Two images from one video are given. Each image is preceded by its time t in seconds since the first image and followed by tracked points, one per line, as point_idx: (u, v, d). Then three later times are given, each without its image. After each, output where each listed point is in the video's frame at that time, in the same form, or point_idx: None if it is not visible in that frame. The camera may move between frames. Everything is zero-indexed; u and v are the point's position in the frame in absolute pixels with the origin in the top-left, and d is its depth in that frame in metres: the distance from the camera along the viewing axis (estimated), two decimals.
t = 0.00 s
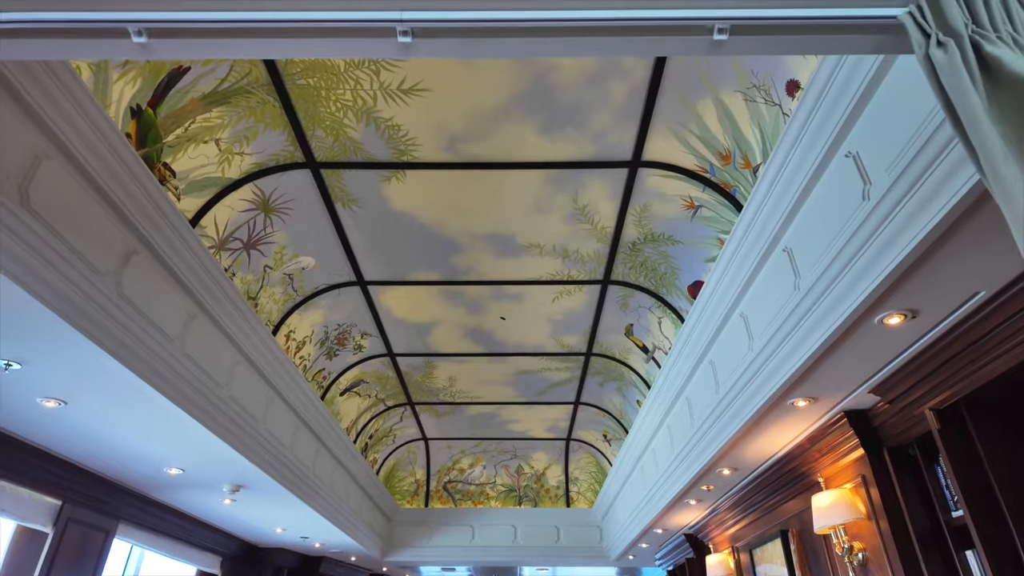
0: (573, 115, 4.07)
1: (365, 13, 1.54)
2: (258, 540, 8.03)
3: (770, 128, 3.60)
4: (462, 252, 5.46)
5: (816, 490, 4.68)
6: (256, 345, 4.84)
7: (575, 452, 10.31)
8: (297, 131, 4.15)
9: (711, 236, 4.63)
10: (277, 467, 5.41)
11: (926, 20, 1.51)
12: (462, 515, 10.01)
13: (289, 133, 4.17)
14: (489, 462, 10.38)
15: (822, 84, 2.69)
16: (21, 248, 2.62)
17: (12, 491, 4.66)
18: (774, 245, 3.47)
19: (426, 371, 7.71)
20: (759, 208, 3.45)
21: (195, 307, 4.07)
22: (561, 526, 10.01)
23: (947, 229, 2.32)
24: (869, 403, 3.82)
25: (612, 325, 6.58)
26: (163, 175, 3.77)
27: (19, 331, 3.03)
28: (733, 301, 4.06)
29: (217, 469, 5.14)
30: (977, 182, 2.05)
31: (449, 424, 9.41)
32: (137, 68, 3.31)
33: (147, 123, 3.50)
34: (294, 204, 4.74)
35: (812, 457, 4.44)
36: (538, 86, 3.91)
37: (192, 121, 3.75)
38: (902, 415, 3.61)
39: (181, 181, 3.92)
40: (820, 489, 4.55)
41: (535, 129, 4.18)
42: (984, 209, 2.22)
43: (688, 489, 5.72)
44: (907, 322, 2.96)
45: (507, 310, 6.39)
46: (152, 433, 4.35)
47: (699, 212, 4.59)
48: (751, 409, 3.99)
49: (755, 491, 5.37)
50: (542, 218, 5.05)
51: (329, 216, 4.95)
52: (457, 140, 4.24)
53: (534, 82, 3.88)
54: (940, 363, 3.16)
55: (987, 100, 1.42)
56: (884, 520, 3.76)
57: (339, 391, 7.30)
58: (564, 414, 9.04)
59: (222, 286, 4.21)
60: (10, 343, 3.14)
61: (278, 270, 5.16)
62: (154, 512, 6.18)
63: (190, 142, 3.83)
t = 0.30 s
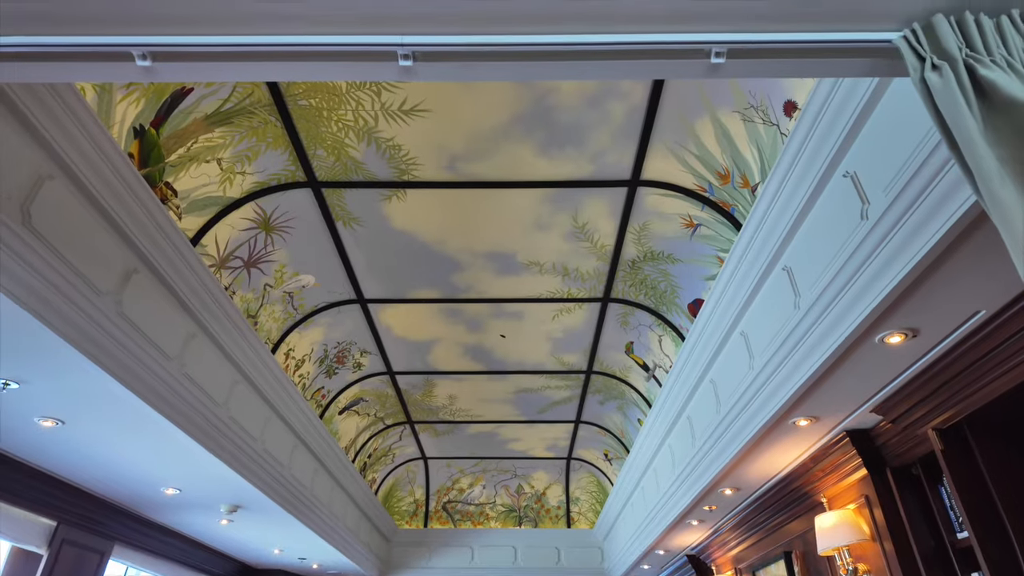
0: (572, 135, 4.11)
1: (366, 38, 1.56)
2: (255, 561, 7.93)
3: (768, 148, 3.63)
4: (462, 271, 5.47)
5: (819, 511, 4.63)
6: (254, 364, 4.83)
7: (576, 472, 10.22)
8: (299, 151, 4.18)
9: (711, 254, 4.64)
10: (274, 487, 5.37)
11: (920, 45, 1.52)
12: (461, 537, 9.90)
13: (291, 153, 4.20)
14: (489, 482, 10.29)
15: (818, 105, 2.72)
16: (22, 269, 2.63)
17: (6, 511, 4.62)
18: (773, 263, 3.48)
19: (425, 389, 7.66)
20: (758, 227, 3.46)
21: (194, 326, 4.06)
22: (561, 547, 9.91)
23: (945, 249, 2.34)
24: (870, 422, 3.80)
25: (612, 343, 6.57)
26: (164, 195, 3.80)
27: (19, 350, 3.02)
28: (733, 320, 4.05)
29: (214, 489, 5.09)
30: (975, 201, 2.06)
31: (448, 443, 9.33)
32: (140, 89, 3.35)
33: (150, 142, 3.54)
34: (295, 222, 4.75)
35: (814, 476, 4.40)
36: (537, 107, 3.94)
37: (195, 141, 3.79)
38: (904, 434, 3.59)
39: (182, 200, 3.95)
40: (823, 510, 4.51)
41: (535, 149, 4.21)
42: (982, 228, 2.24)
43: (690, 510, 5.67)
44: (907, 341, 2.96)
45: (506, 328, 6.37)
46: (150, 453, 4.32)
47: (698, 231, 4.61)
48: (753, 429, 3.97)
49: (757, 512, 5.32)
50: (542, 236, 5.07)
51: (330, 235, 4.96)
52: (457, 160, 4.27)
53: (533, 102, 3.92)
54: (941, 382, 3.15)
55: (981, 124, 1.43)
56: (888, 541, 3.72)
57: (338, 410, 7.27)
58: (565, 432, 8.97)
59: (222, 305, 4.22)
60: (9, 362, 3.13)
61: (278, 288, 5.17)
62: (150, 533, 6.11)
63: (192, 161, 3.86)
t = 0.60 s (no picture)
0: (571, 149, 4.13)
1: (367, 53, 1.57)
2: None
3: (767, 161, 3.65)
4: (463, 284, 5.47)
5: (822, 526, 4.60)
6: (253, 378, 4.82)
7: (577, 486, 10.14)
8: (300, 165, 4.20)
9: (711, 267, 4.65)
10: (273, 502, 5.33)
11: (916, 60, 1.53)
12: (461, 553, 9.89)
13: (292, 166, 4.22)
14: (489, 496, 10.21)
15: (816, 119, 2.74)
16: (23, 282, 2.63)
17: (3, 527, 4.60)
18: (772, 276, 3.49)
19: (425, 403, 7.62)
20: (758, 240, 3.47)
21: (194, 339, 4.06)
22: (561, 562, 9.92)
23: (944, 262, 2.34)
24: (872, 436, 3.78)
25: (612, 356, 6.55)
26: (165, 208, 3.82)
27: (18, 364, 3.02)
28: (734, 333, 4.04)
29: (212, 503, 5.06)
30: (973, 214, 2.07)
31: (448, 457, 9.27)
32: (143, 104, 3.38)
33: (152, 157, 3.57)
34: (295, 236, 4.77)
35: (816, 491, 4.37)
36: (538, 122, 3.97)
37: (196, 155, 3.81)
38: (906, 448, 3.57)
39: (183, 214, 3.97)
40: (826, 525, 4.48)
41: (535, 162, 4.23)
42: (981, 240, 2.24)
43: (691, 525, 5.62)
44: (908, 354, 2.95)
45: (506, 341, 6.36)
46: (148, 467, 4.29)
47: (697, 244, 4.62)
48: (756, 442, 3.94)
49: (760, 527, 5.28)
50: (542, 249, 5.07)
51: (331, 248, 4.97)
52: (458, 174, 4.28)
53: (533, 117, 3.94)
54: (943, 396, 3.14)
55: (977, 137, 1.44)
56: (891, 557, 3.70)
57: (338, 423, 7.25)
58: (566, 447, 8.92)
59: (222, 319, 4.22)
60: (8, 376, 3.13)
61: (278, 301, 5.17)
62: (148, 548, 6.06)
63: (194, 175, 3.89)
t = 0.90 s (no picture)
0: (572, 160, 4.15)
1: (371, 64, 1.58)
2: None
3: (767, 171, 3.67)
4: (463, 293, 5.47)
5: (825, 537, 4.57)
6: (253, 388, 4.81)
7: (578, 498, 10.08)
8: (302, 175, 4.22)
9: (712, 277, 4.65)
10: (272, 513, 5.30)
11: (917, 70, 1.54)
12: (461, 565, 9.83)
13: (294, 176, 4.24)
14: (489, 508, 10.15)
15: (816, 130, 2.75)
16: (25, 292, 2.63)
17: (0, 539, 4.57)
18: (774, 286, 3.49)
19: (425, 413, 7.59)
20: (759, 249, 3.47)
21: (194, 349, 4.06)
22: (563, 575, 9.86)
23: (946, 270, 2.34)
24: (875, 446, 3.76)
25: (613, 366, 6.54)
26: (167, 218, 3.84)
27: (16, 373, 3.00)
28: (735, 343, 4.04)
29: (211, 514, 5.03)
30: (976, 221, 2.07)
31: (448, 468, 9.23)
32: (146, 114, 3.40)
33: (154, 167, 3.60)
34: (296, 246, 4.77)
35: (819, 501, 4.35)
36: (538, 133, 3.99)
37: (199, 165, 3.83)
38: (909, 458, 3.55)
39: (185, 224, 3.99)
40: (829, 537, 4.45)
41: (535, 173, 4.24)
42: (983, 249, 2.25)
43: (694, 536, 5.58)
44: (911, 364, 2.94)
45: (507, 351, 6.34)
46: (147, 478, 4.27)
47: (698, 254, 4.62)
48: (758, 452, 3.93)
49: (762, 538, 5.24)
50: (543, 259, 5.07)
51: (332, 258, 4.98)
52: (459, 184, 4.30)
53: (532, 128, 3.96)
54: (946, 405, 3.13)
55: (978, 147, 1.44)
56: (895, 568, 3.68)
57: (337, 434, 7.23)
58: (567, 457, 8.88)
59: (223, 329, 4.22)
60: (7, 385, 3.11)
61: (279, 310, 5.17)
62: (146, 560, 6.01)
63: (196, 185, 3.91)
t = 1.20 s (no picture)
0: (573, 167, 4.15)
1: (373, 67, 1.58)
2: None
3: (769, 178, 3.67)
4: (464, 300, 5.45)
5: (829, 545, 4.54)
6: (253, 394, 4.79)
7: (579, 506, 10.03)
8: (303, 181, 4.22)
9: (713, 283, 4.65)
10: (271, 521, 5.26)
11: (921, 74, 1.54)
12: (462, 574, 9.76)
13: (295, 183, 4.24)
14: (490, 516, 10.10)
15: (818, 135, 2.75)
16: (25, 297, 2.62)
17: None
18: (776, 291, 3.48)
19: (426, 420, 7.56)
20: (762, 255, 3.46)
21: (194, 355, 4.04)
22: None
23: (950, 275, 2.33)
24: (879, 453, 3.74)
25: (614, 373, 6.52)
26: (168, 224, 3.85)
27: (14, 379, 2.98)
28: (737, 349, 4.02)
29: (210, 522, 4.99)
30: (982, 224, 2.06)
31: (448, 476, 9.18)
32: (148, 120, 3.40)
33: (156, 173, 3.60)
34: (297, 252, 4.77)
35: (822, 509, 4.32)
36: (539, 139, 3.99)
37: (200, 171, 3.84)
38: (914, 466, 3.53)
39: (186, 230, 3.99)
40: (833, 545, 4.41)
41: (536, 179, 4.24)
42: (987, 253, 2.24)
43: (696, 545, 5.54)
44: (915, 370, 2.93)
45: (508, 357, 6.33)
46: (146, 486, 4.25)
47: (699, 260, 4.62)
48: (761, 459, 3.91)
49: (765, 547, 5.20)
50: (544, 265, 5.06)
51: (332, 264, 4.97)
52: (461, 190, 4.30)
53: (533, 134, 3.96)
54: (951, 412, 3.11)
55: (983, 151, 1.44)
56: None
57: (337, 441, 7.20)
58: (567, 465, 8.84)
59: (223, 335, 4.21)
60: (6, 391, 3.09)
61: (279, 317, 5.16)
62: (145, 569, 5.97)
63: (197, 191, 3.91)
